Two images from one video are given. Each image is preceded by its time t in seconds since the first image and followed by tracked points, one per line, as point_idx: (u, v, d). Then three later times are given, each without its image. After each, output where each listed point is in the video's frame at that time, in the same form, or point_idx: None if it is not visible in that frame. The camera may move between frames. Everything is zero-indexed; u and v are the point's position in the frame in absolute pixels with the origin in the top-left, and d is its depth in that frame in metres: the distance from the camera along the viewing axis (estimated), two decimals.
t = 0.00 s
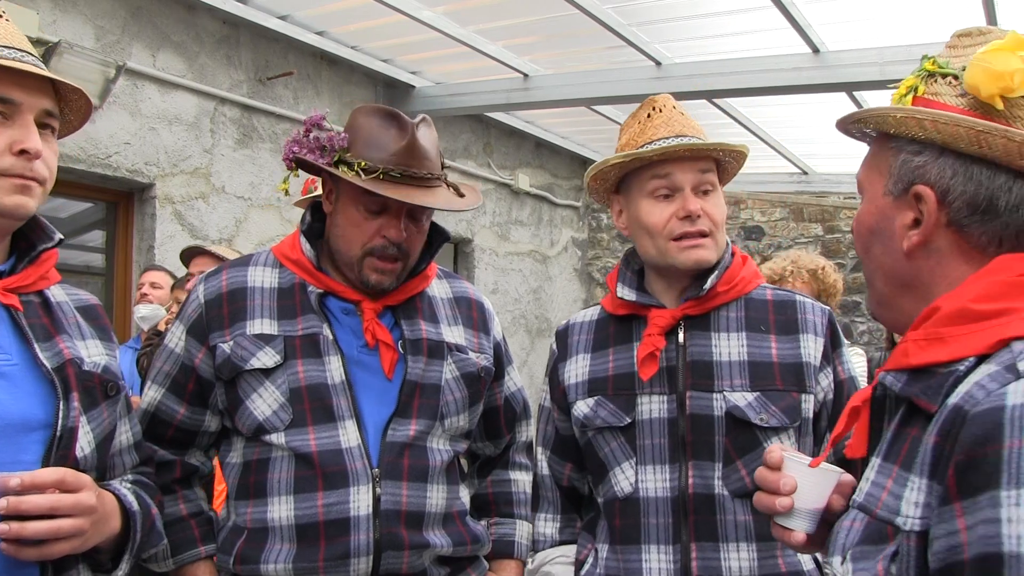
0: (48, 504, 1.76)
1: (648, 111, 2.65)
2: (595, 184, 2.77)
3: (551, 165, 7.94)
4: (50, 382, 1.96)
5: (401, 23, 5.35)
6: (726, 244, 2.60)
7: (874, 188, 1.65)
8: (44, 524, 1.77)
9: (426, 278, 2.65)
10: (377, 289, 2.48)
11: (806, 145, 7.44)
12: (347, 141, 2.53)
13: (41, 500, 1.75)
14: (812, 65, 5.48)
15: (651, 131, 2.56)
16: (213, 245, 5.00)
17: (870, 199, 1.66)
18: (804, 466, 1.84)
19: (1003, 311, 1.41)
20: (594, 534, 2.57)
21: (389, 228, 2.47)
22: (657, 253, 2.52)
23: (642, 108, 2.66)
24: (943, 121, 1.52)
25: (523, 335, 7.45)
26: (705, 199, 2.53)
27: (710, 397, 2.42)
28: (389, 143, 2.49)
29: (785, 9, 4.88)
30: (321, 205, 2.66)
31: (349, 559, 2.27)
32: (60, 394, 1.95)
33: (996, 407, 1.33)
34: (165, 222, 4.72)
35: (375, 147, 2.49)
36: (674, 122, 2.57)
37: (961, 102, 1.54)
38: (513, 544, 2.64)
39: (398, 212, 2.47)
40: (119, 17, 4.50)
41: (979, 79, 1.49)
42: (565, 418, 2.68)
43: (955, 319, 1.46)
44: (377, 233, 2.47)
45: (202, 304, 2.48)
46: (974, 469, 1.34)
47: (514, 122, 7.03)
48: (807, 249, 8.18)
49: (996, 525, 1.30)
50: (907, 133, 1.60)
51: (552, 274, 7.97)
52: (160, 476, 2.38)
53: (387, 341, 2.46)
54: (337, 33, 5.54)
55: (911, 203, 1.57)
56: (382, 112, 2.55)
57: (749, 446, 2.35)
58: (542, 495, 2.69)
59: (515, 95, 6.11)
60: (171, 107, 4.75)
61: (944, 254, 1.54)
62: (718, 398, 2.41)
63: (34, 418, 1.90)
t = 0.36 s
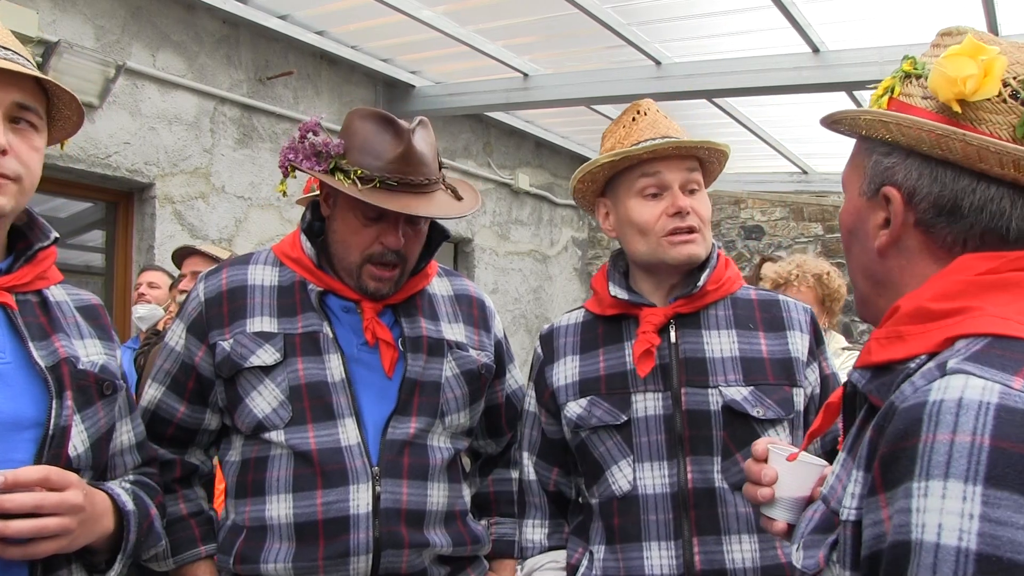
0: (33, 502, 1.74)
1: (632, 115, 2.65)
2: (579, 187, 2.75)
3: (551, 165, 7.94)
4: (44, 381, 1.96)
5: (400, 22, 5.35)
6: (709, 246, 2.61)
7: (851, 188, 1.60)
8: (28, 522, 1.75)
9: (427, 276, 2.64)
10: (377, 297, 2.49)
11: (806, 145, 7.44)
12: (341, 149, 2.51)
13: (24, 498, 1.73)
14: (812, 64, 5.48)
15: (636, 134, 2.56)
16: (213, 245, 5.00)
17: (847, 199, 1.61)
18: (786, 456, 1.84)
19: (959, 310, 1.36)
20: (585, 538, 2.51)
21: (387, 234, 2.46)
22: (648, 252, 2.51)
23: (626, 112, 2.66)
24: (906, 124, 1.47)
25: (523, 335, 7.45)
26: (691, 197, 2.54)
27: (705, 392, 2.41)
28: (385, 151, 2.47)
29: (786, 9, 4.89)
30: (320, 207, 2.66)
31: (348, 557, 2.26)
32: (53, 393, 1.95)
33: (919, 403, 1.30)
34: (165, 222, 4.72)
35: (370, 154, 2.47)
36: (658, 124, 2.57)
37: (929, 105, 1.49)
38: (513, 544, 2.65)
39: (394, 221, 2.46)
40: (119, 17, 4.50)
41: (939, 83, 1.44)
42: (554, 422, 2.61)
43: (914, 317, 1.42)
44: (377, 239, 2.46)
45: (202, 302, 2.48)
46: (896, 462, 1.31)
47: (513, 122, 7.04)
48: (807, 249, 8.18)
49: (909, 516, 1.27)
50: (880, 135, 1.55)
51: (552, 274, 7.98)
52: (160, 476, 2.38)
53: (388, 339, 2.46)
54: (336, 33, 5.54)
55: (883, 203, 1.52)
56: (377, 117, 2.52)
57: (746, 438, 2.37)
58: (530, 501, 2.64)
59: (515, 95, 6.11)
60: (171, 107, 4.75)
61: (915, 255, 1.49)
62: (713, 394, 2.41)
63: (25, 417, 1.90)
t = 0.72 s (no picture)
0: (27, 502, 1.74)
1: (620, 119, 2.63)
2: (567, 190, 2.73)
3: (551, 167, 7.94)
4: (41, 381, 1.96)
5: (400, 23, 5.35)
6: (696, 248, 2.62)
7: (837, 191, 1.59)
8: (23, 522, 1.75)
9: (426, 276, 2.65)
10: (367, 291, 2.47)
11: (806, 146, 7.45)
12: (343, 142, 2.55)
13: (19, 498, 1.73)
14: (812, 65, 5.48)
15: (625, 137, 2.55)
16: (212, 246, 5.00)
17: (832, 203, 1.60)
18: (775, 455, 1.83)
19: (945, 309, 1.37)
20: (577, 540, 2.47)
21: (380, 227, 2.45)
22: (636, 251, 2.51)
23: (613, 117, 2.64)
24: (896, 124, 1.47)
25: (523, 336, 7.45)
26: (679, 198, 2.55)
27: (699, 392, 2.42)
28: (382, 146, 2.48)
29: (785, 10, 4.89)
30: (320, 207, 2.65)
31: (347, 556, 2.27)
32: (50, 393, 1.95)
33: (910, 396, 1.30)
34: (164, 223, 4.72)
35: (369, 148, 2.48)
36: (646, 130, 2.57)
37: (916, 107, 1.50)
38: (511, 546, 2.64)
39: (390, 212, 2.45)
40: (118, 18, 4.51)
41: (929, 82, 1.46)
42: (545, 423, 2.56)
43: (903, 315, 1.42)
44: (368, 232, 2.45)
45: (201, 300, 2.48)
46: (887, 454, 1.31)
47: (513, 123, 7.04)
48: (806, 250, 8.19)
49: (901, 506, 1.27)
50: (866, 137, 1.54)
51: (552, 275, 7.98)
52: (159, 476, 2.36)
53: (387, 338, 2.46)
54: (336, 34, 5.54)
55: (872, 205, 1.51)
56: (379, 115, 2.53)
57: (742, 434, 2.39)
58: (519, 505, 2.58)
59: (514, 96, 6.11)
60: (170, 108, 4.75)
61: (906, 256, 1.48)
62: (708, 392, 2.42)
63: (21, 417, 1.91)
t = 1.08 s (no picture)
0: (17, 503, 1.73)
1: (610, 121, 2.63)
2: (559, 191, 2.71)
3: (550, 167, 7.94)
4: (35, 380, 1.96)
5: (399, 24, 5.35)
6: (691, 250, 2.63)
7: (839, 186, 1.58)
8: (13, 523, 1.74)
9: (429, 278, 2.64)
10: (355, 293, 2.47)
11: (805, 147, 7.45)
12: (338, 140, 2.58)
13: (9, 498, 1.73)
14: (810, 66, 5.47)
15: (618, 136, 2.55)
16: (211, 247, 5.00)
17: (833, 198, 1.60)
18: (771, 458, 1.84)
19: (954, 310, 1.36)
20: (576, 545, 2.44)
21: (367, 227, 2.44)
22: (631, 252, 2.50)
23: (604, 119, 2.63)
24: (908, 125, 1.46)
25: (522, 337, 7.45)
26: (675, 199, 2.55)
27: (703, 391, 2.42)
28: (372, 147, 2.48)
29: (783, 11, 4.88)
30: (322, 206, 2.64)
31: (334, 560, 2.26)
32: (43, 392, 1.95)
33: (936, 397, 1.29)
34: (163, 224, 4.72)
35: (360, 147, 2.49)
36: (637, 130, 2.58)
37: (928, 108, 1.48)
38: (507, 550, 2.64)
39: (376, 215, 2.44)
40: (117, 19, 4.51)
41: (945, 86, 1.44)
42: (541, 426, 2.52)
43: (910, 316, 1.41)
44: (356, 231, 2.45)
45: (202, 295, 2.48)
46: (914, 456, 1.29)
47: (512, 124, 7.04)
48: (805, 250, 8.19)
49: (932, 509, 1.26)
50: (874, 135, 1.53)
51: (551, 275, 7.98)
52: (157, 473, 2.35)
53: (384, 341, 2.45)
54: (335, 35, 5.54)
55: (875, 203, 1.51)
56: (375, 115, 2.53)
57: (747, 431, 2.41)
58: (513, 510, 2.52)
59: (513, 97, 6.10)
60: (169, 109, 4.75)
61: (905, 257, 1.48)
62: (712, 391, 2.43)
63: (13, 416, 1.91)
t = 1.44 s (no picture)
0: (10, 500, 1.73)
1: (609, 117, 2.64)
2: (558, 191, 2.71)
3: (550, 167, 7.94)
4: (30, 374, 1.96)
5: (399, 24, 5.35)
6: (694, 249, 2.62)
7: (845, 184, 1.59)
8: (7, 520, 1.73)
9: (428, 277, 2.64)
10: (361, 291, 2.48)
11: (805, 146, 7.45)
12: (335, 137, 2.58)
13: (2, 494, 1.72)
14: (810, 66, 5.48)
15: (617, 132, 2.56)
16: (211, 246, 5.00)
17: (839, 196, 1.60)
18: (779, 458, 1.85)
19: (961, 309, 1.36)
20: (580, 548, 2.43)
21: (369, 223, 2.44)
22: (633, 251, 2.50)
23: (603, 113, 2.64)
24: (914, 124, 1.46)
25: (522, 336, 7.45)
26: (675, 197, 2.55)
27: (710, 393, 2.42)
28: (371, 141, 2.48)
29: (783, 10, 4.88)
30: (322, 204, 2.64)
31: (331, 561, 2.26)
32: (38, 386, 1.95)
33: (945, 396, 1.29)
34: (163, 223, 4.72)
35: (358, 142, 2.49)
36: (638, 125, 2.58)
37: (935, 108, 1.49)
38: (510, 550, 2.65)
39: (380, 207, 2.45)
40: (117, 18, 4.51)
41: (953, 85, 1.44)
42: (544, 427, 2.51)
43: (916, 315, 1.41)
44: (358, 228, 2.45)
45: (201, 295, 2.48)
46: (923, 456, 1.29)
47: (512, 124, 7.04)
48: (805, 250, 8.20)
49: (942, 509, 1.26)
50: (881, 133, 1.53)
51: (551, 275, 7.98)
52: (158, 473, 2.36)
53: (382, 341, 2.45)
54: (335, 34, 5.54)
55: (880, 202, 1.51)
56: (371, 109, 2.53)
57: (754, 432, 2.42)
58: (514, 513, 2.50)
59: (513, 96, 6.10)
60: (169, 108, 4.75)
61: (909, 256, 1.48)
62: (719, 393, 2.43)
63: (8, 410, 1.91)
